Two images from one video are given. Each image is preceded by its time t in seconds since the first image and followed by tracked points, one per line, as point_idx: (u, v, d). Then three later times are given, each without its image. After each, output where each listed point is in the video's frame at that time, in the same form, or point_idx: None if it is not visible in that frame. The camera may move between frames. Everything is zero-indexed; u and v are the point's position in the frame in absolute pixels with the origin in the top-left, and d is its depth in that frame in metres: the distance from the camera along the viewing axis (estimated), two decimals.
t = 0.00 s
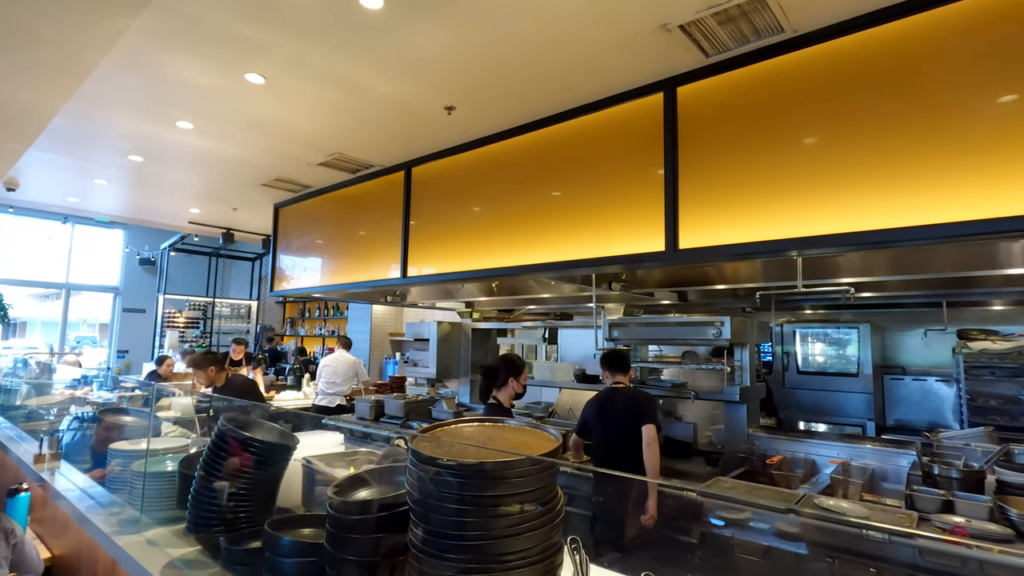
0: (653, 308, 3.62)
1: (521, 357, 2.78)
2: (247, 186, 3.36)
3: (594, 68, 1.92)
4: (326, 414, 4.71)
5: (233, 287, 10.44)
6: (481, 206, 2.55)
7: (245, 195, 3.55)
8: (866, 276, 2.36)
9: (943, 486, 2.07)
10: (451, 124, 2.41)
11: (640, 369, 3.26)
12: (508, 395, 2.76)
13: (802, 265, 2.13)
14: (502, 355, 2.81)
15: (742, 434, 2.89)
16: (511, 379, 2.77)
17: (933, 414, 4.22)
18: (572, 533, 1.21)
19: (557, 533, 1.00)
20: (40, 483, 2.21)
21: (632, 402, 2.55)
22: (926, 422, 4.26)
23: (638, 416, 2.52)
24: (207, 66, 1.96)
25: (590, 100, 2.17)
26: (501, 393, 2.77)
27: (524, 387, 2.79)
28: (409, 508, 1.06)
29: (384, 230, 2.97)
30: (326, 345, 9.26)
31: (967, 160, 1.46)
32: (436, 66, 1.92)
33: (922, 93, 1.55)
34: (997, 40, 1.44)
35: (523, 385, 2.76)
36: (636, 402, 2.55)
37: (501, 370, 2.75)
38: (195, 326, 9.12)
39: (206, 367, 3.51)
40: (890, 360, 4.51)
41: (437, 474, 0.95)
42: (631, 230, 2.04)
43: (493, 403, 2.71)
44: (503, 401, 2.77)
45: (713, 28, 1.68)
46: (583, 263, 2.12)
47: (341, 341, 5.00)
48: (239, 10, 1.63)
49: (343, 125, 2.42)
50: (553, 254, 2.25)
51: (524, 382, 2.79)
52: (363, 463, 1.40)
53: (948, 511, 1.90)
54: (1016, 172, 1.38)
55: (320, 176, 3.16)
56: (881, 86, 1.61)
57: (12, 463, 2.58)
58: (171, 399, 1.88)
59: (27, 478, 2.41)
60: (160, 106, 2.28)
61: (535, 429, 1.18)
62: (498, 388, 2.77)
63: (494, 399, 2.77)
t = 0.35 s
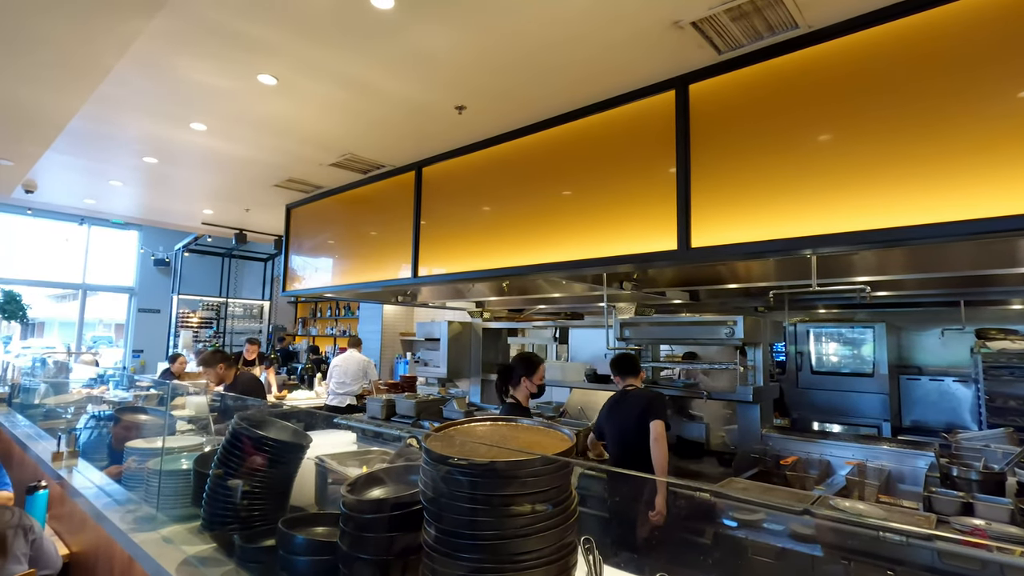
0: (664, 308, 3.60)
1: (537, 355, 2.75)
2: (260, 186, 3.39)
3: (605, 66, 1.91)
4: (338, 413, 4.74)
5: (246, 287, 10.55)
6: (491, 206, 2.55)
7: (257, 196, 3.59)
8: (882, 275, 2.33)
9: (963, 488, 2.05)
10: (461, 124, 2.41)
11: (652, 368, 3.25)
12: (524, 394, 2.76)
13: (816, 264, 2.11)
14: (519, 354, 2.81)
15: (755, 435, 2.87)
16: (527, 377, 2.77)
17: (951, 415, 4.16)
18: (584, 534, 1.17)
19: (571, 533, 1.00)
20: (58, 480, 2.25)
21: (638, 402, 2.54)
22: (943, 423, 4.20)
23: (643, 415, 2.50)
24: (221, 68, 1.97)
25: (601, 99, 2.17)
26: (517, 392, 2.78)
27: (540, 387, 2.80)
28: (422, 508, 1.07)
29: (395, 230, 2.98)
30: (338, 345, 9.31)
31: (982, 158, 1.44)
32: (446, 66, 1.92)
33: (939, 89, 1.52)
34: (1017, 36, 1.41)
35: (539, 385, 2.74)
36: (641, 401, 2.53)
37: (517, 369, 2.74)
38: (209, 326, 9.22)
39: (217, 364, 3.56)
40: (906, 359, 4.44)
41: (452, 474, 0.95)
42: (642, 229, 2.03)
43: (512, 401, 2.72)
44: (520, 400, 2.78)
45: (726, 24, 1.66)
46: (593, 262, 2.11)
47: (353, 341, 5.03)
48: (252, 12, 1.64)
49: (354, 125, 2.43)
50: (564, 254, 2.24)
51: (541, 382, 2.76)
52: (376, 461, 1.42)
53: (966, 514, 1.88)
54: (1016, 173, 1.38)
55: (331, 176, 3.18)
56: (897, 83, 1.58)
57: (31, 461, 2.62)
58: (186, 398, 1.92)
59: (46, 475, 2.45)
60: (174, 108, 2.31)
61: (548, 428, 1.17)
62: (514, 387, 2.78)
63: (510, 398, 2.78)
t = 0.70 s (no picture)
0: (676, 308, 3.57)
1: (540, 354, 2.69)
2: (272, 187, 3.42)
3: (617, 64, 1.90)
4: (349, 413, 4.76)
5: (259, 288, 10.65)
6: (502, 205, 2.54)
7: (269, 197, 3.62)
8: (899, 274, 2.29)
9: (984, 491, 2.01)
10: (472, 123, 2.41)
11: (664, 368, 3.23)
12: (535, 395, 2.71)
13: (831, 262, 2.08)
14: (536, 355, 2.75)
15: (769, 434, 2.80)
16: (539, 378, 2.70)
17: (970, 416, 4.09)
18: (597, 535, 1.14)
19: (586, 534, 0.99)
20: (76, 478, 2.28)
21: (673, 408, 2.32)
22: (962, 424, 4.12)
23: (678, 423, 2.30)
24: (234, 69, 1.99)
25: (612, 97, 2.16)
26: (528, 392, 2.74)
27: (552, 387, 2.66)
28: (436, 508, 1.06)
29: (405, 230, 2.99)
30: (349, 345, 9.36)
31: (999, 155, 1.41)
32: (457, 66, 1.92)
33: (956, 84, 1.50)
34: None
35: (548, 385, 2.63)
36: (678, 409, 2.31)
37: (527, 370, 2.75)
38: (222, 326, 9.33)
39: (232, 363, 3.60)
40: (923, 360, 4.38)
41: (467, 473, 0.94)
42: (654, 228, 2.01)
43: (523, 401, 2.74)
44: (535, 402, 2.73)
45: (740, 21, 1.65)
46: (605, 261, 2.10)
47: (364, 341, 5.05)
48: (266, 13, 1.65)
49: (365, 126, 2.44)
50: (575, 253, 2.23)
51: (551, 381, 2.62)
52: (388, 461, 1.43)
53: (988, 516, 1.84)
54: (1016, 173, 1.38)
55: (343, 177, 3.20)
56: (914, 80, 1.56)
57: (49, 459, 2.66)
58: (200, 397, 1.93)
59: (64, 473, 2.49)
60: (188, 110, 2.33)
61: (562, 428, 1.17)
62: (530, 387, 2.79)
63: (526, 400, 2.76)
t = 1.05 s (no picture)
0: (688, 307, 3.55)
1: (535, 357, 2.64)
2: (284, 188, 3.44)
3: (628, 62, 1.89)
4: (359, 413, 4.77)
5: (271, 288, 10.74)
6: (512, 206, 2.54)
7: (281, 198, 3.65)
8: (916, 273, 2.26)
9: (1006, 494, 1.97)
10: (482, 123, 2.41)
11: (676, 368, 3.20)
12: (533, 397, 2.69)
13: (847, 262, 2.05)
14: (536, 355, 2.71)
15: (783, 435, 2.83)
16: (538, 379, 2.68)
17: (989, 417, 4.01)
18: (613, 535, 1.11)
19: (601, 535, 0.98)
20: (92, 476, 2.31)
21: (714, 409, 2.18)
22: (981, 425, 4.05)
23: (723, 426, 2.15)
24: (246, 71, 2.00)
25: (623, 96, 2.14)
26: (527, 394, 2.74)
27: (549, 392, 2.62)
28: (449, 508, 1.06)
29: (416, 231, 3.00)
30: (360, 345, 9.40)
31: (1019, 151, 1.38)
32: (468, 65, 1.92)
33: (968, 82, 1.48)
34: None
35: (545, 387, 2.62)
36: (720, 409, 2.18)
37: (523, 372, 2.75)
38: (235, 326, 9.43)
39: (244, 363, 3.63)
40: (940, 360, 4.31)
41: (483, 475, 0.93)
42: (666, 227, 2.00)
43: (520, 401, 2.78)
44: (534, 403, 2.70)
45: (753, 17, 1.63)
46: (616, 261, 2.08)
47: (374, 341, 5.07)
48: (276, 15, 1.66)
49: (376, 126, 2.45)
50: (586, 253, 2.22)
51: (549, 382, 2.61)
52: (401, 460, 1.43)
53: (1010, 520, 1.80)
54: None
55: (354, 178, 3.21)
56: (922, 78, 1.54)
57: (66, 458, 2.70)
58: (213, 396, 1.93)
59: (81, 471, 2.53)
60: (201, 112, 2.35)
61: (576, 428, 1.16)
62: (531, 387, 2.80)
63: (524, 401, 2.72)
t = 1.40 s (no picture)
0: (700, 308, 3.52)
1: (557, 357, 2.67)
2: (296, 190, 3.46)
3: (639, 61, 1.88)
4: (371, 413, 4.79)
5: (283, 290, 10.83)
6: (522, 206, 2.54)
7: (293, 200, 3.67)
8: (934, 273, 2.22)
9: None
10: (493, 124, 2.41)
11: (688, 370, 3.18)
12: (548, 396, 2.73)
13: (862, 261, 2.02)
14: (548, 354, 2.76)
15: (797, 438, 2.79)
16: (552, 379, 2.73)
17: (1008, 420, 3.94)
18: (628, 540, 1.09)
19: (617, 538, 0.97)
20: (108, 475, 2.34)
21: (744, 412, 2.15)
22: (1000, 428, 3.98)
23: (751, 434, 2.12)
24: (259, 74, 2.02)
25: (635, 95, 2.13)
26: (542, 395, 2.75)
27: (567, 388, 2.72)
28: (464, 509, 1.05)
29: (426, 232, 3.00)
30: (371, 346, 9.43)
31: None
32: (478, 66, 1.92)
33: (985, 80, 1.44)
34: None
35: (565, 387, 2.71)
36: (750, 412, 2.15)
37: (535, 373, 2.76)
38: (247, 327, 9.53)
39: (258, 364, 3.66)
40: (958, 361, 4.24)
41: (499, 477, 0.93)
42: (677, 228, 1.99)
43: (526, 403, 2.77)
44: (544, 403, 2.74)
45: (767, 14, 1.61)
46: (627, 261, 2.07)
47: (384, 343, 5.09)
48: (289, 17, 1.67)
49: (387, 128, 2.46)
50: (596, 253, 2.21)
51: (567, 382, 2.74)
52: (412, 462, 1.43)
53: None
54: None
55: (365, 179, 3.23)
56: (939, 76, 1.52)
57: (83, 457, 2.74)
58: (225, 397, 1.95)
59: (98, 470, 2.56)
60: (214, 115, 2.38)
61: (591, 430, 1.15)
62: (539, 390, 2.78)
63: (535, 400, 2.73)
